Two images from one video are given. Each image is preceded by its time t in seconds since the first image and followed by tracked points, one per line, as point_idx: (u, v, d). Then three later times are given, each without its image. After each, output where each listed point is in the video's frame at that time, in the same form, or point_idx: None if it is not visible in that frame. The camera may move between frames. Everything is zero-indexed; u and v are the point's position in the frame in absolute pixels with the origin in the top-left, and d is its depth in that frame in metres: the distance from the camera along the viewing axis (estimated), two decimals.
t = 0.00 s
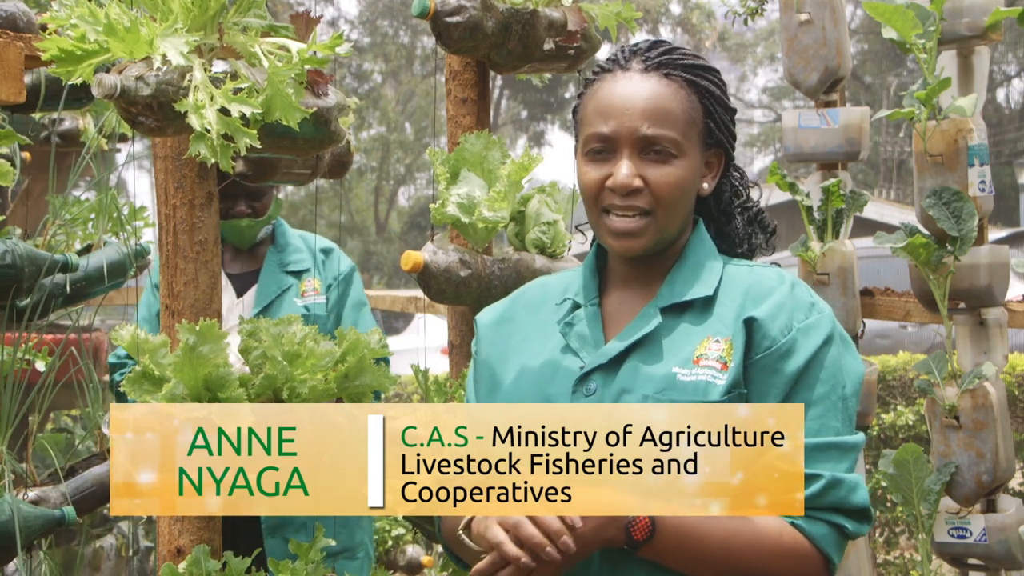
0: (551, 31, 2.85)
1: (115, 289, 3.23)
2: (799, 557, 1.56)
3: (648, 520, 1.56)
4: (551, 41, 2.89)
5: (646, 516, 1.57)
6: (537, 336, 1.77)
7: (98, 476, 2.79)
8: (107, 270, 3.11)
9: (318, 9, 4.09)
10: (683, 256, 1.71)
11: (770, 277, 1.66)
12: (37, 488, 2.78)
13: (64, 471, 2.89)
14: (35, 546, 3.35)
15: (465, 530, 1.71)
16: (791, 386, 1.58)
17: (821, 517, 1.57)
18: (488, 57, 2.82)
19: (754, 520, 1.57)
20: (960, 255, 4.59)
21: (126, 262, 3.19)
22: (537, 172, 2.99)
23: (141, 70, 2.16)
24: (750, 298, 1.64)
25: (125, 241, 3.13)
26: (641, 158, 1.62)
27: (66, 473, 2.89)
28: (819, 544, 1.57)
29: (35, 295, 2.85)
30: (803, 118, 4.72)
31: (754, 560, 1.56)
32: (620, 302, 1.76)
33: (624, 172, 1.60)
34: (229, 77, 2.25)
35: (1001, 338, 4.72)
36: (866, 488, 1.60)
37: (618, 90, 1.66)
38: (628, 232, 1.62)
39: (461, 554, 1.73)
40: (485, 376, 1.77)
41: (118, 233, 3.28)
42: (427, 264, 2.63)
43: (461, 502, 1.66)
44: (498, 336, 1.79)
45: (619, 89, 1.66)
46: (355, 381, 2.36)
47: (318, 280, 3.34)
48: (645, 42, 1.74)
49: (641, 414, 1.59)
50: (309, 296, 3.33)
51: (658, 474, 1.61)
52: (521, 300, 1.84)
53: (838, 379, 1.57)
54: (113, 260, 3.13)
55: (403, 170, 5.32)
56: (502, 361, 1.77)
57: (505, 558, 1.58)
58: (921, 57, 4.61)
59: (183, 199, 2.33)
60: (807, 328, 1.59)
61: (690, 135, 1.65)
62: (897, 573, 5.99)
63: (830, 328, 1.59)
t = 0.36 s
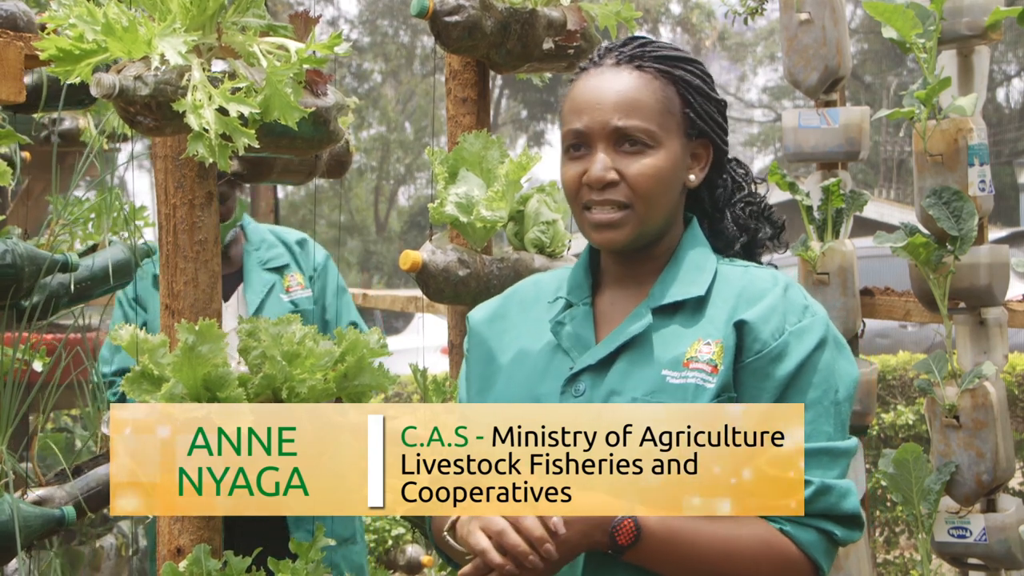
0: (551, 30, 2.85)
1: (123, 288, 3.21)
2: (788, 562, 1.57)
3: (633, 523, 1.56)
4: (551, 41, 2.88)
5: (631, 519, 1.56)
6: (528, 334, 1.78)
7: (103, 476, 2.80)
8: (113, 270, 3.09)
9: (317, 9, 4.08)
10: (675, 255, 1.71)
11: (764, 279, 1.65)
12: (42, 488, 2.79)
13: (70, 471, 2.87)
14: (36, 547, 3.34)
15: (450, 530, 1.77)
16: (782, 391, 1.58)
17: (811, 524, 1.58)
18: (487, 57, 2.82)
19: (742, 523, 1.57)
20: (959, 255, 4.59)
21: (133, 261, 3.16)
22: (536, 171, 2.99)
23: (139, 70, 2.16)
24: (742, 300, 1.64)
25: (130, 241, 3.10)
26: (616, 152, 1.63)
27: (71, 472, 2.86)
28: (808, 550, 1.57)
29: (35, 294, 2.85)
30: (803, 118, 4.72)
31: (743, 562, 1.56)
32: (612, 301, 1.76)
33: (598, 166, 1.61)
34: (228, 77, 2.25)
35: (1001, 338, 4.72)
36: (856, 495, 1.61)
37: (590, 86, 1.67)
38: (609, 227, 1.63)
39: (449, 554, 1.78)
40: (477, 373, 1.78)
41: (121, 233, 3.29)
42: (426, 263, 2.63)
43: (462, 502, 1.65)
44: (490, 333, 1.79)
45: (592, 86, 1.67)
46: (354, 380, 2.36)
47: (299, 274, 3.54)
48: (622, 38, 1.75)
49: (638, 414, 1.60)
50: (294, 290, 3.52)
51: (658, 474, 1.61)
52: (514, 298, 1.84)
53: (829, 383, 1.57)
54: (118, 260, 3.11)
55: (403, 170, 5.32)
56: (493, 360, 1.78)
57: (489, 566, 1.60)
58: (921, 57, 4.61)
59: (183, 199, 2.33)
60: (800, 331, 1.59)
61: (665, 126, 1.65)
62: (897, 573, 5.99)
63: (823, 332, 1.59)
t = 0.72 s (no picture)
0: (551, 30, 2.85)
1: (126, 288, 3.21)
2: (784, 563, 1.57)
3: (628, 524, 1.56)
4: (552, 41, 2.88)
5: (627, 520, 1.57)
6: (529, 333, 1.79)
7: (102, 476, 2.80)
8: (111, 272, 3.09)
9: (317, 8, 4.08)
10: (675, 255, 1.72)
11: (763, 277, 1.66)
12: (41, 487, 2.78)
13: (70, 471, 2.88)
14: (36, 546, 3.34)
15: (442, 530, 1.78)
16: (781, 390, 1.58)
17: (808, 523, 1.59)
18: (487, 57, 2.82)
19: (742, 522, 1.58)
20: (960, 254, 4.59)
21: (134, 262, 3.16)
22: (537, 171, 2.98)
23: (141, 70, 2.16)
24: (741, 298, 1.64)
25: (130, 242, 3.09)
26: (599, 155, 1.64)
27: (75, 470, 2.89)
28: (805, 551, 1.58)
29: (36, 294, 2.85)
30: (803, 117, 4.72)
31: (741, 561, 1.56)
32: (611, 299, 1.78)
33: (582, 173, 1.64)
34: (229, 77, 2.25)
35: (1001, 337, 4.72)
36: (855, 494, 1.62)
37: (568, 91, 1.68)
38: (599, 230, 1.65)
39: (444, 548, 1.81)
40: (479, 372, 1.80)
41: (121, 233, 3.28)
42: (427, 263, 2.62)
43: (462, 502, 1.65)
44: (491, 332, 1.81)
45: (571, 90, 1.68)
46: (355, 380, 2.36)
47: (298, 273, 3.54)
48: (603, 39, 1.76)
49: (638, 414, 1.60)
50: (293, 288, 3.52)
51: (658, 474, 1.61)
52: (516, 296, 1.85)
53: (828, 382, 1.57)
54: (117, 261, 3.10)
55: (404, 170, 5.21)
56: (493, 359, 1.79)
57: (478, 562, 1.60)
58: (921, 56, 4.61)
59: (183, 199, 2.34)
60: (799, 331, 1.59)
61: (646, 124, 1.66)
62: (897, 572, 5.99)
63: (821, 331, 1.59)
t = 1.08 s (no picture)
0: (551, 30, 2.86)
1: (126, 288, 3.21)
2: (793, 563, 1.56)
3: (640, 527, 1.54)
4: (552, 41, 2.88)
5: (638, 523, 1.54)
6: (535, 333, 1.78)
7: (101, 476, 2.80)
8: (110, 272, 3.08)
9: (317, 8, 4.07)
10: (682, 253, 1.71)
11: (770, 277, 1.64)
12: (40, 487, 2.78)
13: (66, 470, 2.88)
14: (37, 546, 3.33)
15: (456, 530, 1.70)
16: (790, 390, 1.57)
17: (818, 523, 1.57)
18: (487, 57, 2.82)
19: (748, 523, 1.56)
20: (960, 254, 4.59)
21: (135, 262, 3.16)
22: (537, 171, 2.98)
23: (140, 69, 2.16)
24: (749, 298, 1.63)
25: (131, 241, 3.09)
26: (602, 154, 1.65)
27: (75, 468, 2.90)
28: (815, 550, 1.57)
29: (36, 294, 2.85)
30: (804, 117, 4.72)
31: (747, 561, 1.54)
32: (619, 300, 1.76)
33: (585, 172, 1.64)
34: (229, 77, 2.25)
35: (1001, 337, 4.72)
36: (863, 494, 1.61)
37: (572, 92, 1.68)
38: (604, 230, 1.65)
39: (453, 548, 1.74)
40: (485, 372, 1.79)
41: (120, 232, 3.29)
42: (427, 263, 2.63)
43: (462, 502, 1.65)
44: (497, 331, 1.80)
45: (573, 90, 1.68)
46: (355, 380, 2.35)
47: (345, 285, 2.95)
48: (606, 40, 1.77)
49: (640, 414, 1.61)
50: (335, 302, 2.91)
51: (658, 473, 1.62)
52: (521, 295, 1.84)
53: (838, 382, 1.57)
54: (118, 260, 3.10)
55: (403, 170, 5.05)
56: (499, 360, 1.78)
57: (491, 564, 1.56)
58: (921, 57, 4.61)
59: (183, 199, 2.34)
60: (808, 330, 1.58)
61: (649, 122, 1.66)
62: (897, 572, 6.00)
63: (830, 331, 1.58)
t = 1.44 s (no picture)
0: (551, 30, 2.85)
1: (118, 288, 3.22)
2: (806, 562, 1.56)
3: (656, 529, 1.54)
4: (551, 41, 2.88)
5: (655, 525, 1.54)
6: (547, 334, 1.79)
7: (100, 475, 2.80)
8: (110, 270, 3.11)
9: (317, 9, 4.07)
10: (694, 254, 1.72)
11: (780, 277, 1.65)
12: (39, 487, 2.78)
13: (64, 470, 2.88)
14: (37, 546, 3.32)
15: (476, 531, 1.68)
16: (802, 390, 1.58)
17: (830, 521, 1.58)
18: (487, 57, 2.82)
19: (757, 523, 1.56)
20: (960, 254, 4.59)
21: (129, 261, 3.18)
22: (537, 171, 2.98)
23: (141, 69, 2.16)
24: (760, 299, 1.64)
25: (129, 240, 3.13)
26: (612, 157, 1.65)
27: (69, 471, 2.90)
28: (828, 547, 1.57)
29: (36, 294, 2.85)
30: (803, 117, 4.71)
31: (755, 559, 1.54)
32: (631, 301, 1.77)
33: (596, 175, 1.65)
34: (229, 77, 2.25)
35: (1001, 337, 4.72)
36: (876, 490, 1.61)
37: (584, 96, 1.69)
38: (616, 234, 1.66)
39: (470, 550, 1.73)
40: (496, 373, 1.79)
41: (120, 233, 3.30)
42: (426, 263, 2.63)
43: (461, 502, 1.67)
44: (509, 332, 1.80)
45: (584, 94, 1.69)
46: (355, 380, 2.35)
47: (398, 294, 3.20)
48: (617, 42, 1.77)
49: (641, 414, 1.60)
50: (388, 310, 3.18)
51: (659, 474, 1.61)
52: (532, 297, 1.85)
53: (849, 381, 1.57)
54: (116, 259, 3.13)
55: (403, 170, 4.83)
56: (509, 361, 1.78)
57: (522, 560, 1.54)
58: (921, 57, 4.60)
59: (183, 199, 2.33)
60: (819, 330, 1.59)
61: (660, 125, 1.67)
62: (897, 572, 6.00)
63: (841, 330, 1.59)
